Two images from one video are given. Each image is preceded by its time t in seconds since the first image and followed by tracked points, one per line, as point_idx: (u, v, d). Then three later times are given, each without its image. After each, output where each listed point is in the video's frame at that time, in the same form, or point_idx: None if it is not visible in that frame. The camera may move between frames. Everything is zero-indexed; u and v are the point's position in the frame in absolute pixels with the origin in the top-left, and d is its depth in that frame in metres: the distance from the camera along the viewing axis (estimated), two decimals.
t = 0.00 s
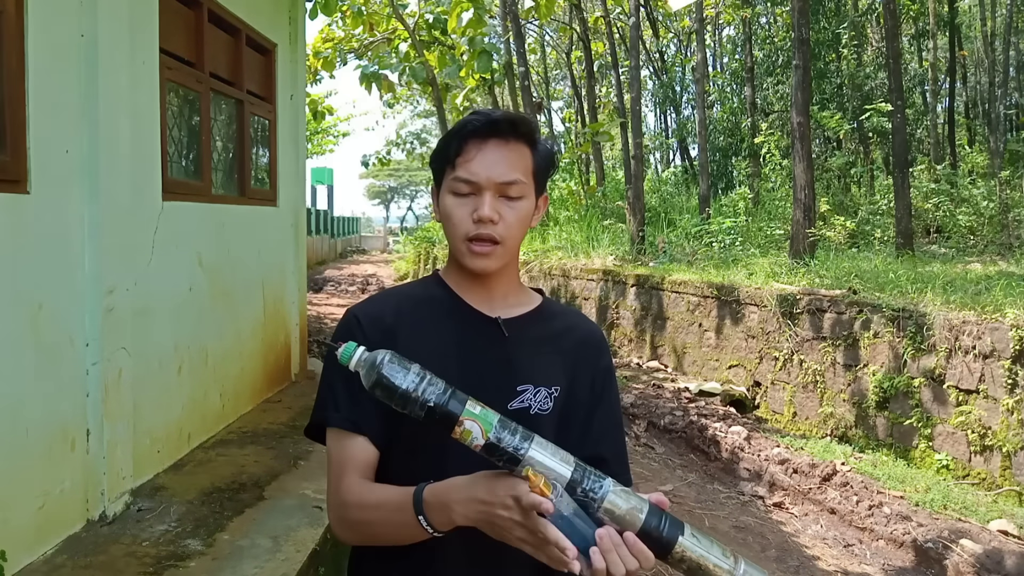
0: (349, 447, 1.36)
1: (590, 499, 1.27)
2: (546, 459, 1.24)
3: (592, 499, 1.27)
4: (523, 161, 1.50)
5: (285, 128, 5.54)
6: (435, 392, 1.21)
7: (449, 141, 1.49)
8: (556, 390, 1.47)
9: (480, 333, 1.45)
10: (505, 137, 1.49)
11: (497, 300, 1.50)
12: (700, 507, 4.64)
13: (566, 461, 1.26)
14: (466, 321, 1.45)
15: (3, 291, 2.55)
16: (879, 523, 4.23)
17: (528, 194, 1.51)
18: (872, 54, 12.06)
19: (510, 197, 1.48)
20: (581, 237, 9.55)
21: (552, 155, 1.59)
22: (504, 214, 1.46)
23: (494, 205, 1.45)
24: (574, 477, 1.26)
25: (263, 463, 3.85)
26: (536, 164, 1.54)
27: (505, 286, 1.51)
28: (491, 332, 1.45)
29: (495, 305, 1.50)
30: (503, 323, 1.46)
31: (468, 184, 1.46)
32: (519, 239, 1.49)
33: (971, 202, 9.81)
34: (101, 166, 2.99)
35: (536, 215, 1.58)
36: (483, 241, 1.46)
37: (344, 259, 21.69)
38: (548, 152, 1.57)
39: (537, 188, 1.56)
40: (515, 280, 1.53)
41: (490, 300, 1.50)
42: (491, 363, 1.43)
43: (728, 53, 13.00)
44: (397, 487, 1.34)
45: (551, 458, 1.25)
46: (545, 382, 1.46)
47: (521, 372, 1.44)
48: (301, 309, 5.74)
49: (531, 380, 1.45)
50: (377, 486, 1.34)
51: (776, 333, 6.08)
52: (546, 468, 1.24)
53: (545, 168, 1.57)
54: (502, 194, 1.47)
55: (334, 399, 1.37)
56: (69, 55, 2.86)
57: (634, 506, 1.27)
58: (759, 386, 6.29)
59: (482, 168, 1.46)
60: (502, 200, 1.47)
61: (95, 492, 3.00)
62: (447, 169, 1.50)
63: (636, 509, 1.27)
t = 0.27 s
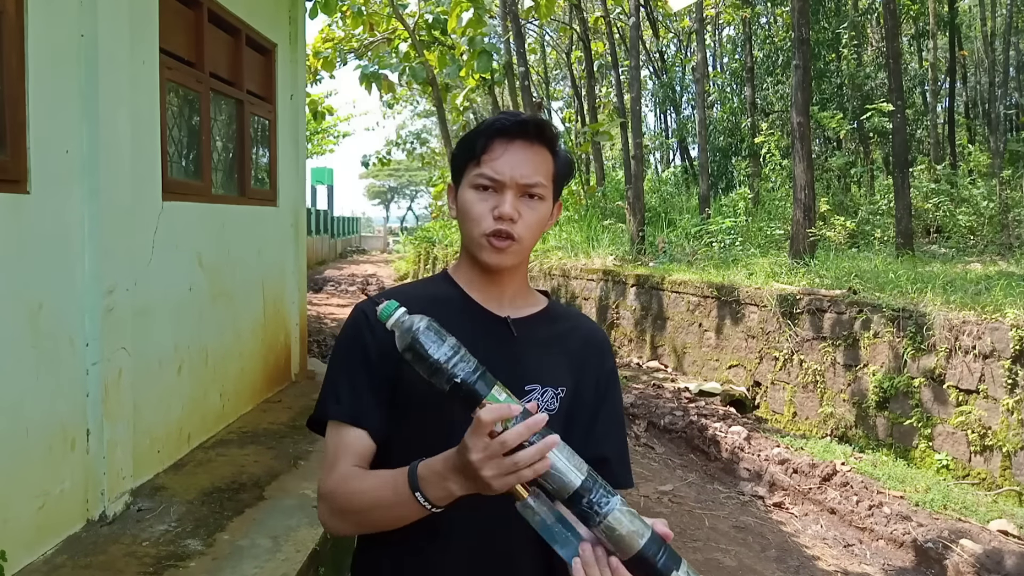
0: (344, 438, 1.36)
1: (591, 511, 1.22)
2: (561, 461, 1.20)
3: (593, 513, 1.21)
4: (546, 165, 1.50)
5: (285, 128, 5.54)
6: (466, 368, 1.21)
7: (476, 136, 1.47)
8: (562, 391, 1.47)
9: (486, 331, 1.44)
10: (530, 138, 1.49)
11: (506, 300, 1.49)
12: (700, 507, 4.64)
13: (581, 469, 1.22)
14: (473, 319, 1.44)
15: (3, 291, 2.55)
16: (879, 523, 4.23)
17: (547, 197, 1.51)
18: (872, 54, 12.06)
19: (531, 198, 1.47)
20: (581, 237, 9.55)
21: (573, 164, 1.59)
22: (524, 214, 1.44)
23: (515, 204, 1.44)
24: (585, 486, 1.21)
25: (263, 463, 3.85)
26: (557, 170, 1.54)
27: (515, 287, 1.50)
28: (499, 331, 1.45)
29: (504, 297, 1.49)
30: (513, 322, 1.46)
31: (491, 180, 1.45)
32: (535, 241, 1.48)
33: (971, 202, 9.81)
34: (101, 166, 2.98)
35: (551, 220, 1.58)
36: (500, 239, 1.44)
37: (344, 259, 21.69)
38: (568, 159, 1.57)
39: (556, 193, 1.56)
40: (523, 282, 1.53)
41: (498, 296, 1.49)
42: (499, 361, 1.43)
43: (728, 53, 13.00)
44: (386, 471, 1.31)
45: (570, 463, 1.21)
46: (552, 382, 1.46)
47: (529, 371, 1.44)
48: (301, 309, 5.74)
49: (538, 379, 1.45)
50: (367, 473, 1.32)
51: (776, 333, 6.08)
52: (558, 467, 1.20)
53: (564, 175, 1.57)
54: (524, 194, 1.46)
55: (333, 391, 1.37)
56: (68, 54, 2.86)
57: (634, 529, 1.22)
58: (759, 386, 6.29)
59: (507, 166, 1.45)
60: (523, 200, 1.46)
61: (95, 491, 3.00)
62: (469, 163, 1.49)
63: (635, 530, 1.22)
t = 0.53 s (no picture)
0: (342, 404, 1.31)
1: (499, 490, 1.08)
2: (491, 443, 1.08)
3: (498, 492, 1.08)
4: (565, 164, 1.48)
5: (285, 128, 5.54)
6: (417, 273, 1.12)
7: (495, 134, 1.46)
8: (574, 391, 1.46)
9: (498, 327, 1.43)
10: (549, 136, 1.47)
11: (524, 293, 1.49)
12: (700, 507, 4.64)
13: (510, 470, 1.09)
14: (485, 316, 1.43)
15: (3, 292, 2.55)
16: (879, 523, 4.23)
17: (566, 195, 1.49)
18: (871, 54, 12.06)
19: (550, 196, 1.45)
20: (581, 237, 9.55)
21: (593, 164, 1.57)
22: (542, 211, 1.42)
23: (534, 201, 1.42)
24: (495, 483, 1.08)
25: (263, 463, 3.85)
26: (576, 169, 1.53)
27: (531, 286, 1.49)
28: (513, 330, 1.44)
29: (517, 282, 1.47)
30: (528, 321, 1.45)
31: (510, 177, 1.43)
32: (553, 239, 1.46)
33: (971, 202, 9.80)
34: (100, 166, 2.98)
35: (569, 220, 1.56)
36: (517, 236, 1.42)
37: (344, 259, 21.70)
38: (589, 158, 1.56)
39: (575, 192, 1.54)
40: (538, 280, 1.52)
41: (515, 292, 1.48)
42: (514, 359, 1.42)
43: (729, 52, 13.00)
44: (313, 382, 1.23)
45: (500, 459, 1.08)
46: (565, 382, 1.44)
47: (542, 370, 1.43)
48: (301, 309, 5.74)
49: (551, 379, 1.44)
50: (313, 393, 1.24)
51: (776, 333, 6.08)
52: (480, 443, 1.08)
53: (584, 174, 1.55)
54: (543, 191, 1.44)
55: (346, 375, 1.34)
56: (68, 54, 2.86)
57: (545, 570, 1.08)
58: (759, 386, 6.30)
59: (527, 162, 1.43)
60: (542, 197, 1.44)
61: (95, 491, 3.00)
62: (488, 160, 1.47)
63: (534, 569, 1.07)
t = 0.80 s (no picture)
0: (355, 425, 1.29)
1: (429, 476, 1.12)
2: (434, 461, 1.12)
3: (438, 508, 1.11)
4: (577, 166, 1.50)
5: (286, 129, 5.54)
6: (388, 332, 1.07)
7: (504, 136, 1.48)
8: (586, 393, 1.41)
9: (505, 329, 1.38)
10: (561, 139, 1.48)
11: (536, 291, 1.46)
12: (700, 507, 4.64)
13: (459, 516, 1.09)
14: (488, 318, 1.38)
15: (4, 291, 2.55)
16: (879, 523, 4.22)
17: (576, 198, 1.50)
18: (871, 54, 12.06)
19: (559, 198, 1.47)
20: (581, 237, 9.55)
21: (607, 168, 1.58)
22: (550, 213, 1.44)
23: (542, 204, 1.44)
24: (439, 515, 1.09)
25: (263, 463, 3.84)
26: (589, 172, 1.53)
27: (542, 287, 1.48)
28: (522, 332, 1.39)
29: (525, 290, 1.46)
30: (537, 323, 1.41)
31: (519, 179, 1.46)
32: (562, 242, 1.47)
33: (971, 202, 9.79)
34: (101, 167, 2.98)
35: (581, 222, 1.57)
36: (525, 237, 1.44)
37: (344, 259, 21.69)
38: (603, 162, 1.56)
39: (586, 195, 1.55)
40: (552, 281, 1.50)
41: (527, 292, 1.46)
42: (522, 361, 1.37)
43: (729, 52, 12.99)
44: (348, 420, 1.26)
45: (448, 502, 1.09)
46: (576, 384, 1.40)
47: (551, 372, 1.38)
48: (301, 309, 5.74)
49: (562, 380, 1.39)
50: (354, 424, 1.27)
51: (776, 333, 6.08)
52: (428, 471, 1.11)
53: (597, 177, 1.56)
54: (551, 193, 1.46)
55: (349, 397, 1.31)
56: (69, 54, 2.86)
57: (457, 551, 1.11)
58: (759, 386, 6.30)
59: (536, 166, 1.45)
60: (550, 200, 1.46)
61: (95, 491, 3.00)
62: (500, 164, 1.50)
63: None
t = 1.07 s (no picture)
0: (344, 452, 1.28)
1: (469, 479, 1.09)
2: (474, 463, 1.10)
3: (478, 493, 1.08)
4: (584, 168, 1.41)
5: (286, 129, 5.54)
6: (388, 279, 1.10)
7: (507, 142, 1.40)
8: (596, 395, 1.41)
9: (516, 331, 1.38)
10: (566, 142, 1.40)
11: (543, 295, 1.45)
12: (700, 507, 4.64)
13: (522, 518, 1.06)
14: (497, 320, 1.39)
15: (3, 291, 2.56)
16: (879, 523, 4.22)
17: (584, 202, 1.41)
18: (872, 54, 12.06)
19: (566, 204, 1.38)
20: (581, 237, 9.55)
21: (615, 163, 1.50)
22: (555, 222, 1.37)
23: (546, 210, 1.36)
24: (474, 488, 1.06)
25: (263, 463, 3.85)
26: (598, 171, 1.45)
27: (551, 290, 1.45)
28: (533, 335, 1.39)
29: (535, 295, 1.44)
30: (548, 323, 1.40)
31: (522, 188, 1.37)
32: (569, 247, 1.40)
33: (971, 202, 9.79)
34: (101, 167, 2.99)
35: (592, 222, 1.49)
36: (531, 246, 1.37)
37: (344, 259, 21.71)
38: (610, 158, 1.48)
39: (596, 194, 1.47)
40: (563, 283, 1.47)
41: (535, 297, 1.44)
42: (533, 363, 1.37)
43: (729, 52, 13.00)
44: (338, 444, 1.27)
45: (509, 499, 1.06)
46: (586, 386, 1.40)
47: (561, 374, 1.38)
48: (301, 309, 5.74)
49: (573, 383, 1.39)
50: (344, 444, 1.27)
51: (776, 333, 6.08)
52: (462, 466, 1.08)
53: (607, 175, 1.47)
54: (556, 201, 1.37)
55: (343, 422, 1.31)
56: (68, 54, 2.86)
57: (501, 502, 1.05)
58: (759, 385, 6.30)
59: (540, 171, 1.37)
60: (556, 207, 1.38)
61: (95, 491, 3.00)
62: (503, 169, 1.42)
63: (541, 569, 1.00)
